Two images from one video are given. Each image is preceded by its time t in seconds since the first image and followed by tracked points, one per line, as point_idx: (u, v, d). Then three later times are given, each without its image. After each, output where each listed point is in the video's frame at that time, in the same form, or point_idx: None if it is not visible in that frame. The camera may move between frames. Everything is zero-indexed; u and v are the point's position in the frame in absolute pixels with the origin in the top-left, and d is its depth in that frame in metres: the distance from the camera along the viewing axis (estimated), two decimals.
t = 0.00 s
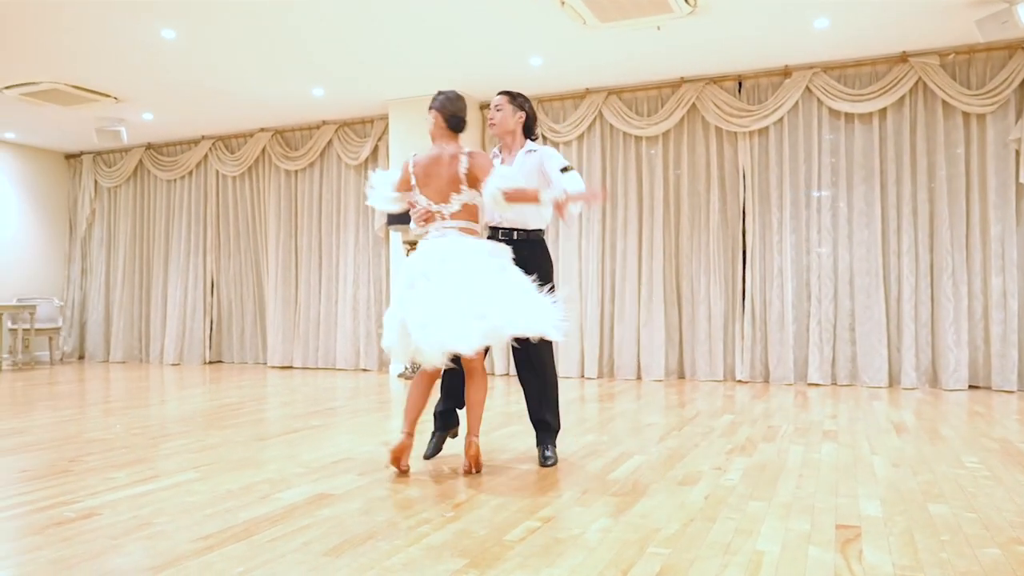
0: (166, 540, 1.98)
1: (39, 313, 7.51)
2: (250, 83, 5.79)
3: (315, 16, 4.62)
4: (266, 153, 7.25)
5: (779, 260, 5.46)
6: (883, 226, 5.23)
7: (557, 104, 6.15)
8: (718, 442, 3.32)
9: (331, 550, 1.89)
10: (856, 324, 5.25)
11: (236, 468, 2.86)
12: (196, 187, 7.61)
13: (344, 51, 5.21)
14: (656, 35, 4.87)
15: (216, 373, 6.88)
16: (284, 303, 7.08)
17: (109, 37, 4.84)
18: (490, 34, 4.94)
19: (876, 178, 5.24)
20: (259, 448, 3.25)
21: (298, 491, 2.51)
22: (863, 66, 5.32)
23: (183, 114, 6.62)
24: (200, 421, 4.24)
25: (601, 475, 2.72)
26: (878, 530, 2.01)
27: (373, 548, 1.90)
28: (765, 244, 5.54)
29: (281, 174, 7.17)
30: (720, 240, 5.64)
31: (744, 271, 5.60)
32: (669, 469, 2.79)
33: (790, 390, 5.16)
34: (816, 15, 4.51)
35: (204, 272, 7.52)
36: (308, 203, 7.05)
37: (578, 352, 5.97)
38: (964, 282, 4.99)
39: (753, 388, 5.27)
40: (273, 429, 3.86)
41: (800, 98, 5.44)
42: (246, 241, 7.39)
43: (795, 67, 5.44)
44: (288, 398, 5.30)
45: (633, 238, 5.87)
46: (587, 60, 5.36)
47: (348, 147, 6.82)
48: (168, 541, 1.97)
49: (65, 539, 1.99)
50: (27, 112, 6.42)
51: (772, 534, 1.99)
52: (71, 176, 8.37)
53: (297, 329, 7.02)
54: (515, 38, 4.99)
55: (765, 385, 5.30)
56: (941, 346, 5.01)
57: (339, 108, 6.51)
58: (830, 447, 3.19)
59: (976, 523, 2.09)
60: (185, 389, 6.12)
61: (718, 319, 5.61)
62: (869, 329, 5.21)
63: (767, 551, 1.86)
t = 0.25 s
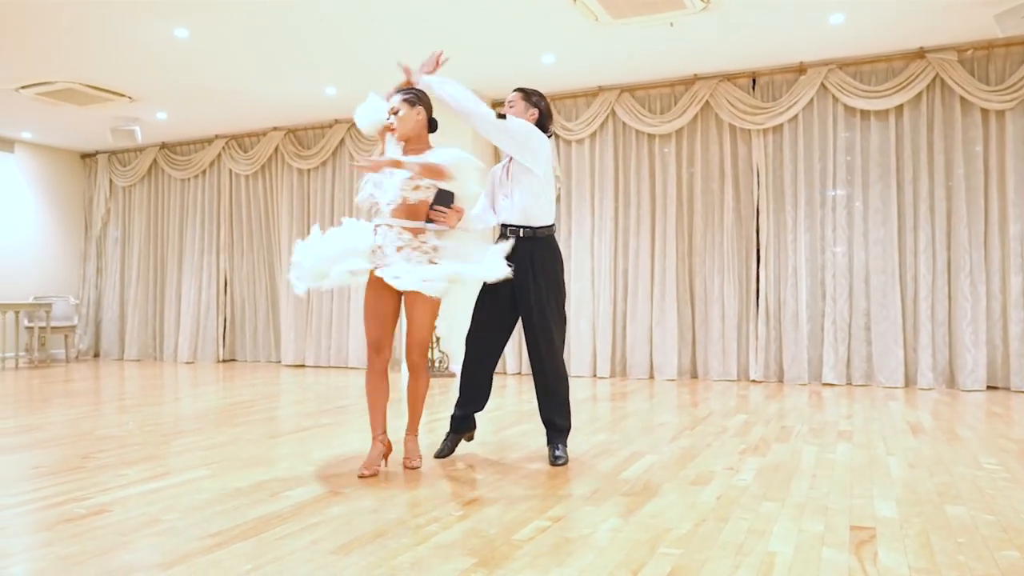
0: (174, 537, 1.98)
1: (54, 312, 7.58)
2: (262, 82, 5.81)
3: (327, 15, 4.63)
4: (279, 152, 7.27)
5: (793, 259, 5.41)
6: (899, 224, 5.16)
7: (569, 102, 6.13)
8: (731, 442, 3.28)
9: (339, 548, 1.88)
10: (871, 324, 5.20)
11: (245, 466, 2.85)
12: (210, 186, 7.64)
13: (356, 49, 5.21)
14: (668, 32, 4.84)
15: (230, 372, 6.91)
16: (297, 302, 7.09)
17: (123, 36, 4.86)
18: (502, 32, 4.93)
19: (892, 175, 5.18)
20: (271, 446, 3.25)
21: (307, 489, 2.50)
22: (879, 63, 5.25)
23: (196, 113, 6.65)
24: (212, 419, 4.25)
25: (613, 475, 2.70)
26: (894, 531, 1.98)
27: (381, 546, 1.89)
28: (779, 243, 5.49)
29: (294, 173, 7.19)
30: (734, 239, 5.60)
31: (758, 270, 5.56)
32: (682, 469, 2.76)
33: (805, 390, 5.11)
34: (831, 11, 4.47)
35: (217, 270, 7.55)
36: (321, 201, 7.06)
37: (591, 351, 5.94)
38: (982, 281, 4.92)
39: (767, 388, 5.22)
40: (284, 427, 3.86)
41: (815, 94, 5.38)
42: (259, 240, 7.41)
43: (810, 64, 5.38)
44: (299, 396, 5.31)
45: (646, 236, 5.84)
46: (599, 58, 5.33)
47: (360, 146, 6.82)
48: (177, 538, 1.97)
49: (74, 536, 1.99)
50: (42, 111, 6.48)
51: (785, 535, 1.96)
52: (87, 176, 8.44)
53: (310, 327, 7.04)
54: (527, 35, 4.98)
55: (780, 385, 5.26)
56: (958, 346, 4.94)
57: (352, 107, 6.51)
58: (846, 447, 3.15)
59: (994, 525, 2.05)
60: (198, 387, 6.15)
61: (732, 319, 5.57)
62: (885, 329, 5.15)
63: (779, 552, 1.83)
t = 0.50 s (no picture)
0: (188, 533, 1.95)
1: (70, 308, 7.61)
2: (277, 78, 5.79)
3: (341, 10, 4.60)
4: (293, 149, 7.26)
5: (812, 257, 5.34)
6: (921, 221, 5.07)
7: (585, 98, 6.07)
8: (751, 442, 3.22)
9: (355, 546, 1.84)
10: (892, 323, 5.11)
11: (259, 463, 2.83)
12: (224, 183, 7.64)
13: (371, 44, 5.18)
14: (686, 26, 4.78)
15: (244, 368, 6.90)
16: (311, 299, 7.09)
17: (138, 31, 4.86)
18: (517, 27, 4.88)
19: (914, 171, 5.09)
20: (285, 442, 3.22)
21: (322, 486, 2.47)
22: (901, 57, 5.17)
23: (211, 110, 6.64)
24: (226, 415, 4.23)
25: (632, 474, 2.64)
26: (925, 534, 1.91)
27: (397, 545, 1.85)
28: (798, 240, 5.42)
29: (307, 170, 7.17)
30: (752, 236, 5.53)
31: (776, 268, 5.49)
32: (702, 468, 2.70)
33: (824, 390, 5.04)
34: (853, 4, 4.39)
35: (232, 267, 7.55)
36: (334, 198, 7.04)
37: (606, 348, 5.89)
38: (1007, 279, 4.83)
39: (785, 388, 5.15)
40: (298, 424, 3.83)
41: (836, 90, 5.30)
42: (273, 237, 7.40)
43: (830, 59, 5.30)
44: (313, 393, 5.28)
45: (662, 233, 5.77)
46: (616, 53, 5.28)
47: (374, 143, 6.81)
48: (190, 534, 1.94)
49: (87, 531, 1.96)
50: (59, 108, 6.50)
51: (813, 537, 1.90)
52: (102, 174, 8.47)
53: (323, 325, 7.02)
54: (544, 30, 4.93)
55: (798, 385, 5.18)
56: (982, 345, 4.85)
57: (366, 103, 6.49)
58: (869, 447, 3.08)
59: None
60: (212, 383, 6.14)
61: (749, 317, 5.50)
62: (906, 328, 5.07)
63: (808, 554, 1.78)
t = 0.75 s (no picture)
0: (207, 535, 1.91)
1: (83, 306, 7.60)
2: (290, 74, 5.75)
3: (357, 5, 4.55)
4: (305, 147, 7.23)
5: (832, 256, 5.27)
6: (944, 219, 4.99)
7: (600, 95, 6.01)
8: (775, 443, 3.16)
9: (378, 549, 1.79)
10: (913, 322, 5.03)
11: (275, 463, 2.79)
12: (237, 181, 7.62)
13: (385, 41, 5.14)
14: (706, 21, 4.71)
15: (256, 367, 6.88)
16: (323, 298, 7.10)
17: (152, 27, 4.83)
18: (533, 23, 4.83)
19: (936, 168, 5.01)
20: (300, 442, 3.18)
21: (341, 487, 2.42)
22: (923, 53, 5.09)
23: (224, 106, 6.61)
24: (239, 413, 4.20)
25: (656, 476, 2.59)
26: (967, 540, 1.85)
27: (422, 548, 1.80)
28: (817, 239, 5.35)
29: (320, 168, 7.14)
30: (770, 234, 5.46)
31: (795, 266, 5.42)
32: (728, 470, 2.64)
33: (844, 390, 4.97)
34: None
35: (244, 265, 7.54)
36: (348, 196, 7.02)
37: (621, 348, 5.83)
38: None
39: (804, 388, 5.08)
40: (314, 423, 3.79)
41: (856, 86, 5.23)
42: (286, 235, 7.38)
43: (850, 54, 5.23)
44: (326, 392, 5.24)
45: (679, 231, 5.71)
46: (633, 49, 5.22)
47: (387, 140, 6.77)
48: (209, 536, 1.90)
49: (104, 532, 1.92)
50: (73, 105, 6.49)
51: (850, 543, 1.84)
52: (115, 171, 8.47)
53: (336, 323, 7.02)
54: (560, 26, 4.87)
55: (817, 385, 5.11)
56: (1006, 345, 4.77)
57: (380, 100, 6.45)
58: (897, 449, 3.02)
59: None
60: (225, 381, 6.12)
61: (767, 316, 5.43)
62: (928, 328, 4.99)
63: (846, 561, 1.72)
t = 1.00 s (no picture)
0: (234, 541, 1.85)
1: (94, 304, 7.58)
2: (304, 71, 5.70)
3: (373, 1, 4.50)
4: (318, 145, 7.18)
5: (853, 255, 5.19)
6: (968, 217, 4.91)
7: (617, 92, 5.95)
8: (805, 446, 3.09)
9: (411, 557, 1.74)
10: (937, 322, 4.95)
11: (296, 465, 2.74)
12: (249, 179, 7.58)
13: (401, 37, 5.09)
14: (727, 16, 4.63)
15: (268, 366, 6.84)
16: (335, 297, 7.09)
17: (167, 24, 4.79)
18: (552, 19, 4.76)
19: (961, 166, 4.92)
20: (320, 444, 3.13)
21: (367, 491, 2.36)
22: (947, 48, 5.00)
23: (237, 104, 6.57)
24: (255, 414, 4.15)
25: (687, 480, 2.52)
26: (1021, 550, 1.78)
27: (456, 557, 1.74)
28: (838, 238, 5.27)
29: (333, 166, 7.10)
30: (790, 233, 5.38)
31: (815, 266, 5.34)
32: (760, 474, 2.58)
33: (866, 392, 4.89)
34: None
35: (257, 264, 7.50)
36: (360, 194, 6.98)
37: (638, 347, 5.76)
38: None
39: (825, 389, 5.00)
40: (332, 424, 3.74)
41: (878, 82, 5.14)
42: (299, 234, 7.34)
43: (872, 50, 5.14)
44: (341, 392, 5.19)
45: (696, 230, 5.64)
46: (652, 45, 5.15)
47: (400, 138, 6.72)
48: (236, 542, 1.84)
49: (128, 538, 1.87)
50: (85, 103, 6.47)
51: (899, 552, 1.78)
52: (127, 169, 8.44)
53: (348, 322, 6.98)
54: (579, 22, 4.81)
55: (838, 386, 5.04)
56: None
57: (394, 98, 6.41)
58: (931, 453, 2.94)
59: None
60: (239, 381, 6.08)
61: (787, 316, 5.36)
62: (952, 328, 4.90)
63: (898, 572, 1.65)
